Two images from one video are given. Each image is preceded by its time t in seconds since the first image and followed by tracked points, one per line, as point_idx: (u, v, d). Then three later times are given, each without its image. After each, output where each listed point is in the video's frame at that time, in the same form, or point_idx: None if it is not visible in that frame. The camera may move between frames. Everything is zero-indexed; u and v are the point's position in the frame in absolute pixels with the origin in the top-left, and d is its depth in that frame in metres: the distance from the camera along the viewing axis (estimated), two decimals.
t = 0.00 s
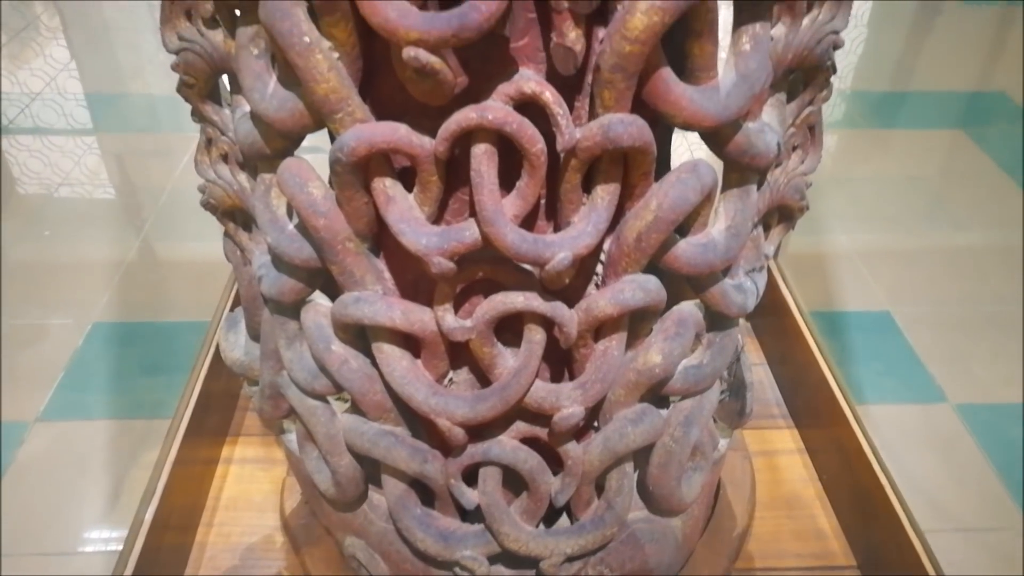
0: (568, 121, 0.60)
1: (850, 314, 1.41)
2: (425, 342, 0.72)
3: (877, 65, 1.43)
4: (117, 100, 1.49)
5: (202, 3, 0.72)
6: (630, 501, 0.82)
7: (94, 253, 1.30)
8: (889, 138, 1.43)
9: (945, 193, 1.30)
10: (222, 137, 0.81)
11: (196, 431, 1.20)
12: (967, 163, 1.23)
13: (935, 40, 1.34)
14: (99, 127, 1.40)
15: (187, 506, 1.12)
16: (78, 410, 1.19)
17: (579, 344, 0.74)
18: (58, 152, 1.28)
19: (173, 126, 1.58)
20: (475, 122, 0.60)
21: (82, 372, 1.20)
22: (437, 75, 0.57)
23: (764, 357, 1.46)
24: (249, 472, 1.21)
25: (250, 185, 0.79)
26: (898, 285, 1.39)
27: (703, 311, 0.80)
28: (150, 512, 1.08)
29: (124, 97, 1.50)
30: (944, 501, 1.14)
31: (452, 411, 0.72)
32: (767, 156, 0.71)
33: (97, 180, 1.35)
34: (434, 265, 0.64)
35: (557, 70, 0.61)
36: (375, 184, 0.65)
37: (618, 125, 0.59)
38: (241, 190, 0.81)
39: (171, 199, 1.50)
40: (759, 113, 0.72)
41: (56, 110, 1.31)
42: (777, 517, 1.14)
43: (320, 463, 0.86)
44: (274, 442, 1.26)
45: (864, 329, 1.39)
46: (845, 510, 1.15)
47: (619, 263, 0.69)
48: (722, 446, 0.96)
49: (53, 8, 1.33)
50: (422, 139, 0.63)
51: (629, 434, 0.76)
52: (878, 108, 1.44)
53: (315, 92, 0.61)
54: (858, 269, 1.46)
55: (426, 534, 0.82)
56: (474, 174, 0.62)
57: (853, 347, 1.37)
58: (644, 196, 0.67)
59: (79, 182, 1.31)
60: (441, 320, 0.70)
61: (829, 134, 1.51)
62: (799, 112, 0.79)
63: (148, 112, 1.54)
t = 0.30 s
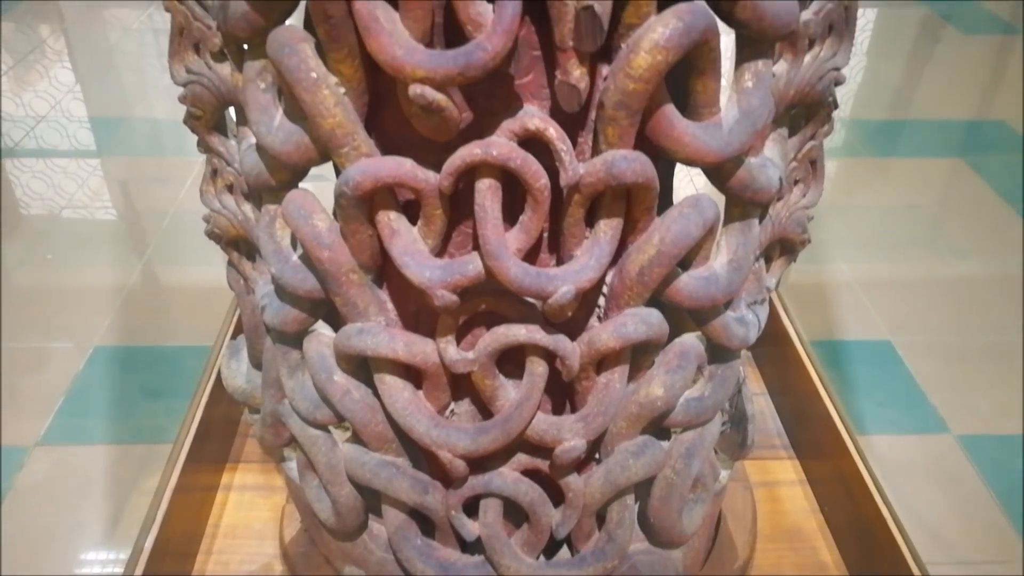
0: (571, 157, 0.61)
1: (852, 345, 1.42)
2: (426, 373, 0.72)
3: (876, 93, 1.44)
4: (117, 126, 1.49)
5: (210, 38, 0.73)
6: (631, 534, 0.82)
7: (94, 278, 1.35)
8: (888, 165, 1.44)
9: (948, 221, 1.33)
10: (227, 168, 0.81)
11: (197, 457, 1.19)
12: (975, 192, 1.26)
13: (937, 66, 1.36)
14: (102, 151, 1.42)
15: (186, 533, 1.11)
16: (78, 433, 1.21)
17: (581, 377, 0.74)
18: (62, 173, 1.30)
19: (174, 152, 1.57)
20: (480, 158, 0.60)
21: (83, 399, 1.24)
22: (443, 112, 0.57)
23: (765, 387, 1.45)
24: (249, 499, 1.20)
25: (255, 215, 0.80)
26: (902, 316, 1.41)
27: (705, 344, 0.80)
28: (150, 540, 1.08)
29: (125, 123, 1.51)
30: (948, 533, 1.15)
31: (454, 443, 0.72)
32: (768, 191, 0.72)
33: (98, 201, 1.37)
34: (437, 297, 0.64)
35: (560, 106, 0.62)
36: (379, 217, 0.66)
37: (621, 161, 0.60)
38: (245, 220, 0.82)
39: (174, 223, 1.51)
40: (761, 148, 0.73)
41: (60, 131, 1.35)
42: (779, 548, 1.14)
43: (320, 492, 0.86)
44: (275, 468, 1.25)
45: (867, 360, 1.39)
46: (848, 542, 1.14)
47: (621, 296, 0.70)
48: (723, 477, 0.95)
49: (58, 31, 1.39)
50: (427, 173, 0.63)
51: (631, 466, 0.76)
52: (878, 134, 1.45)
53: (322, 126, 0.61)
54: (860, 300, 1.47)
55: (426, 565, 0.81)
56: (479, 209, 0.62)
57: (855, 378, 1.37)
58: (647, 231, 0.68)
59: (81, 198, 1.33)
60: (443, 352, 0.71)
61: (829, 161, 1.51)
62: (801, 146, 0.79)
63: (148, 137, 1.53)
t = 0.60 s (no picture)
0: (576, 185, 0.62)
1: (856, 366, 1.41)
2: (430, 399, 0.72)
3: (880, 111, 1.47)
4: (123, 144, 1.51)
5: (217, 65, 0.74)
6: (635, 559, 0.81)
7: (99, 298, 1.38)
8: (892, 185, 1.47)
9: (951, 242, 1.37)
10: (233, 193, 0.82)
11: (199, 478, 1.19)
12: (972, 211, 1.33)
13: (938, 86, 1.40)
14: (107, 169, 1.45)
15: (188, 556, 1.11)
16: (81, 454, 1.21)
17: (585, 403, 0.74)
18: (66, 191, 1.34)
19: (179, 169, 1.60)
20: (484, 186, 0.60)
21: (86, 419, 1.25)
22: (448, 141, 0.58)
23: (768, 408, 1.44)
24: (251, 520, 1.20)
25: (260, 240, 0.80)
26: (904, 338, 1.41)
27: (709, 369, 0.80)
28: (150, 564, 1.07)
29: (130, 141, 1.53)
30: (953, 557, 1.15)
31: (457, 468, 0.71)
32: (772, 217, 0.72)
33: (104, 217, 1.40)
34: (441, 324, 0.64)
35: (565, 134, 0.62)
36: (384, 243, 0.66)
37: (625, 189, 0.60)
38: (250, 245, 0.82)
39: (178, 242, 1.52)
40: (764, 175, 0.73)
41: (66, 148, 1.37)
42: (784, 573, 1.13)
43: (323, 515, 0.86)
44: (278, 490, 1.25)
45: (871, 381, 1.38)
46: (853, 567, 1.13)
47: (625, 322, 0.70)
48: (728, 501, 0.95)
49: (64, 49, 1.43)
50: (432, 200, 0.63)
51: (634, 492, 0.76)
52: (881, 152, 1.48)
53: (328, 153, 0.62)
54: (864, 320, 1.45)
55: None
56: (483, 236, 0.62)
57: (860, 398, 1.36)
58: (651, 257, 0.68)
59: (84, 216, 1.36)
60: (447, 377, 0.71)
61: (833, 178, 1.51)
62: (804, 172, 0.80)
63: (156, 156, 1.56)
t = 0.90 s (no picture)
0: (579, 212, 0.62)
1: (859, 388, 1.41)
2: (433, 422, 0.72)
3: (879, 133, 1.48)
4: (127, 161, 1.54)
5: (223, 90, 0.74)
6: None
7: (100, 315, 1.33)
8: (892, 206, 1.46)
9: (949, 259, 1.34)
10: (238, 217, 0.82)
11: (202, 498, 1.18)
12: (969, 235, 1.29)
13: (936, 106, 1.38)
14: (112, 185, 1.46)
15: None
16: (82, 473, 1.20)
17: (587, 427, 0.74)
18: (68, 208, 1.30)
19: (183, 188, 1.63)
20: (488, 212, 0.61)
21: (87, 439, 1.23)
22: (452, 168, 0.58)
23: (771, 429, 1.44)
24: (252, 541, 1.20)
25: (264, 262, 0.80)
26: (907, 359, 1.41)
27: (711, 392, 0.80)
28: None
29: (135, 158, 1.55)
30: None
31: (460, 492, 0.71)
32: (774, 242, 0.72)
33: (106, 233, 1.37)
34: (444, 348, 0.65)
35: (568, 161, 0.63)
36: (388, 268, 0.66)
37: (628, 216, 0.61)
38: (255, 267, 0.82)
39: (181, 260, 1.53)
40: (766, 200, 0.73)
41: (70, 164, 1.36)
42: None
43: (324, 537, 0.86)
44: (279, 510, 1.25)
45: (874, 403, 1.39)
46: None
47: (627, 346, 0.70)
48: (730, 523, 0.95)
49: (70, 65, 1.42)
50: (436, 226, 0.64)
51: (636, 516, 0.76)
52: (880, 173, 1.48)
53: (333, 180, 0.62)
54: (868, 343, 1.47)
55: None
56: (487, 261, 0.63)
57: (862, 420, 1.37)
58: (653, 282, 0.68)
59: (88, 232, 1.33)
60: (450, 401, 0.71)
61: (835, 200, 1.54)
62: (806, 197, 0.80)
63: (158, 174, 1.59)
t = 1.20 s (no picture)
0: (579, 233, 0.62)
1: (860, 405, 1.41)
2: (432, 442, 0.72)
3: (880, 151, 1.51)
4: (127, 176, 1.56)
5: (226, 110, 0.75)
6: None
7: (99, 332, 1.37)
8: (894, 224, 1.49)
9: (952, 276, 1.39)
10: (239, 235, 0.83)
11: (201, 515, 1.18)
12: (973, 252, 1.34)
13: (939, 123, 1.43)
14: (112, 199, 1.49)
15: None
16: (78, 489, 1.21)
17: (587, 447, 0.74)
18: (70, 221, 1.37)
19: (184, 203, 1.63)
20: (489, 233, 0.61)
21: (85, 456, 1.25)
22: (454, 190, 0.59)
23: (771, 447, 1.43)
24: (250, 559, 1.19)
25: (265, 281, 0.81)
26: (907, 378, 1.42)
27: (711, 413, 0.80)
28: None
29: (136, 173, 1.57)
30: None
31: (458, 511, 0.71)
32: (774, 263, 0.73)
33: (105, 243, 1.42)
34: (444, 369, 0.65)
35: (568, 183, 0.63)
36: (389, 288, 0.66)
37: (628, 238, 0.61)
38: (255, 285, 0.83)
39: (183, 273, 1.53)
40: (766, 221, 0.74)
41: (71, 177, 1.42)
42: None
43: (323, 556, 0.86)
44: (278, 527, 1.24)
45: (875, 420, 1.38)
46: None
47: (627, 366, 0.70)
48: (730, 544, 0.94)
49: (71, 78, 1.47)
50: (437, 246, 0.64)
51: (636, 536, 0.76)
52: (881, 191, 1.51)
53: (335, 200, 0.62)
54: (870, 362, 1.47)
55: None
56: (488, 281, 0.63)
57: (862, 437, 1.36)
58: (653, 302, 0.68)
59: (88, 245, 1.38)
60: (449, 421, 0.71)
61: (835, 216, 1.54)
62: (805, 219, 0.80)
63: (159, 189, 1.60)
